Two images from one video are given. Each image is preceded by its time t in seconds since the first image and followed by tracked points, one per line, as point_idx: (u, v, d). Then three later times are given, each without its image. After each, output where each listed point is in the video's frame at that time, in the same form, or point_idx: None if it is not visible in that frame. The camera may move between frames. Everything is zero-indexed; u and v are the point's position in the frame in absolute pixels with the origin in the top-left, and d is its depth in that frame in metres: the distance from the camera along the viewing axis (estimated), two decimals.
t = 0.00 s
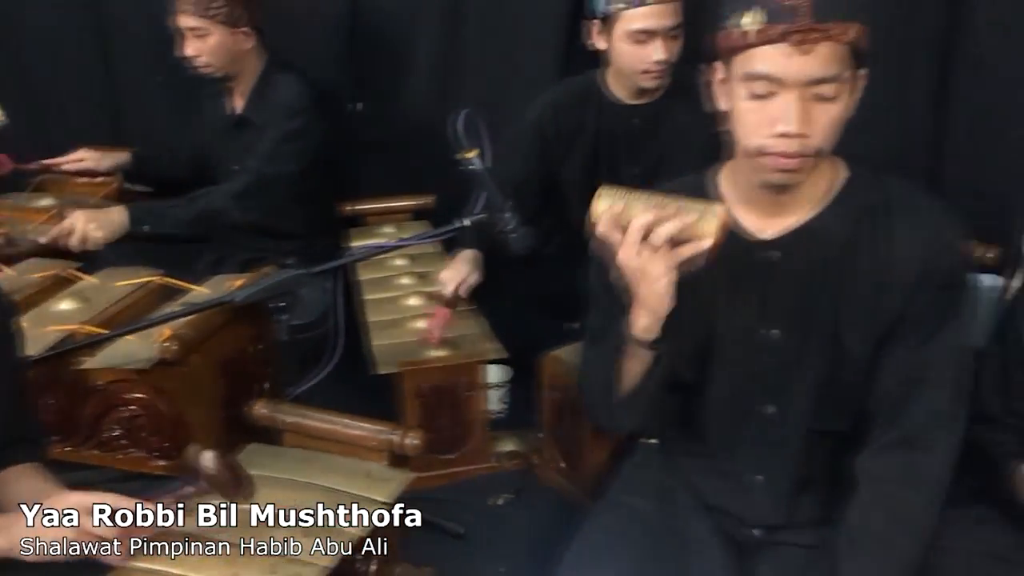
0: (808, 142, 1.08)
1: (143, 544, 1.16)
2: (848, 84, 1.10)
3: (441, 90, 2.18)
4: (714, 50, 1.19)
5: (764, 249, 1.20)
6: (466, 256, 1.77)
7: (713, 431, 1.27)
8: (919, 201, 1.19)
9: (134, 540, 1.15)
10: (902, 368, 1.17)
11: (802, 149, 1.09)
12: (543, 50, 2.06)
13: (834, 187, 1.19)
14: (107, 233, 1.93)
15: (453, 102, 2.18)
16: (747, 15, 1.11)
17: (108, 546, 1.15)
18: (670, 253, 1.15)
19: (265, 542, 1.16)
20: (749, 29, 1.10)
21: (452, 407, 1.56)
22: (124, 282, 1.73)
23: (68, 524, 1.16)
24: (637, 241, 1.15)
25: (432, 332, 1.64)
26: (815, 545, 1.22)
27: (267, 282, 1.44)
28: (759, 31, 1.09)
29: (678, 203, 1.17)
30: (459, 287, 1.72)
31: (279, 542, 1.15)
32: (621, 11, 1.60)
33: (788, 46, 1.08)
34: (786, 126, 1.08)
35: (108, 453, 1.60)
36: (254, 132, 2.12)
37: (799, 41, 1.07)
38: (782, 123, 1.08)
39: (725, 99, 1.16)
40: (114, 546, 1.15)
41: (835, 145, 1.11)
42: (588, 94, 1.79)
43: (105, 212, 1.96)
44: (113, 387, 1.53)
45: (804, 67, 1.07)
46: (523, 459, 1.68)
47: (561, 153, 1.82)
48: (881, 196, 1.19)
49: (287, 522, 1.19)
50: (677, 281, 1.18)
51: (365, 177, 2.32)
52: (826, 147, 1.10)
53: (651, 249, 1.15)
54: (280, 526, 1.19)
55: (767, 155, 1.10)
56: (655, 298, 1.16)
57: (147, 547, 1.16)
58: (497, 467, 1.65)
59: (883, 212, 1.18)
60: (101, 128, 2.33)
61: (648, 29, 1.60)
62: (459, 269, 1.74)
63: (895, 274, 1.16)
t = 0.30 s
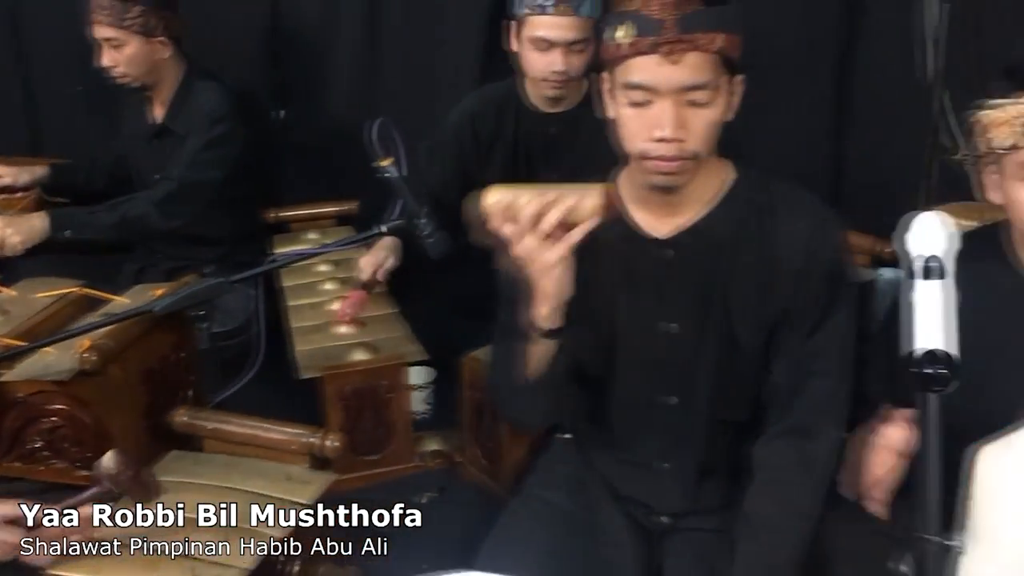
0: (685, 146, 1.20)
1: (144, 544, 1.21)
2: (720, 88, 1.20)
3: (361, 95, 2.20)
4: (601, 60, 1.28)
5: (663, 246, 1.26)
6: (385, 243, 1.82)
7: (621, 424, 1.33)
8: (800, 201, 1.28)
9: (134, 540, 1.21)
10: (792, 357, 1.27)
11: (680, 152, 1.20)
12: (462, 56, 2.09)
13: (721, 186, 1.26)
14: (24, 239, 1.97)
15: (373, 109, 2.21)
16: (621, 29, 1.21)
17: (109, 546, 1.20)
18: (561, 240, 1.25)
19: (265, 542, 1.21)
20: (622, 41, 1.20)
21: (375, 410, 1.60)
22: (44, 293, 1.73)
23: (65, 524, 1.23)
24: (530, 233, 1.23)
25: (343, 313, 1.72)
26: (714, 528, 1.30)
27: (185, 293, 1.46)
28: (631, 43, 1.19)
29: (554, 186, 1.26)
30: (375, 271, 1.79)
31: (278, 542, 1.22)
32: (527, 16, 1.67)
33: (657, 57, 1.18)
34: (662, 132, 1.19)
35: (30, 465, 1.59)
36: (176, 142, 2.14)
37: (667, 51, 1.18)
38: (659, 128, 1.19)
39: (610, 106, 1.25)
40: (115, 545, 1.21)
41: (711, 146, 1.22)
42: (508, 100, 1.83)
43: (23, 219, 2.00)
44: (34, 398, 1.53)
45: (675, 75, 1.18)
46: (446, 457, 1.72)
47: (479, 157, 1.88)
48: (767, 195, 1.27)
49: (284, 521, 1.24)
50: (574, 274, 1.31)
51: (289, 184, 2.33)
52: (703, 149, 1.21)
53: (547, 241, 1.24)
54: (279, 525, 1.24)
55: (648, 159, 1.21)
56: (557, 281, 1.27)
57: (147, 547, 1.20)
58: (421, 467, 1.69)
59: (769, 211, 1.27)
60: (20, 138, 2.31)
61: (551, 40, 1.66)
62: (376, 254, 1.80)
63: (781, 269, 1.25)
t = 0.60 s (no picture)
0: (594, 156, 1.26)
1: (144, 543, 1.27)
2: (625, 102, 1.28)
3: (294, 103, 2.23)
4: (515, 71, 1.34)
5: (579, 250, 1.33)
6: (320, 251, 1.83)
7: (545, 420, 1.39)
8: (710, 204, 1.35)
9: (135, 540, 1.28)
10: (704, 354, 1.34)
11: (590, 162, 1.26)
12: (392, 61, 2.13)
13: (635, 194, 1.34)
14: None
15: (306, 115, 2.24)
16: (530, 45, 1.29)
17: (109, 546, 1.27)
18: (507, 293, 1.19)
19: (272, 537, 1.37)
20: (532, 57, 1.28)
21: (311, 412, 1.63)
22: None
23: (67, 525, 1.31)
24: (479, 282, 1.19)
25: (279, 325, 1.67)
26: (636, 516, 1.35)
27: (119, 302, 1.47)
28: (540, 59, 1.27)
29: (515, 246, 1.18)
30: (310, 280, 1.77)
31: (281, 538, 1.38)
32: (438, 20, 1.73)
33: (565, 73, 1.26)
34: (572, 143, 1.26)
35: None
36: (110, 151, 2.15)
37: (574, 67, 1.26)
38: (569, 140, 1.26)
39: (524, 120, 1.33)
40: (114, 546, 1.28)
41: (620, 155, 1.29)
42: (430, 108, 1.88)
43: None
44: None
45: (583, 90, 1.26)
46: (382, 457, 1.76)
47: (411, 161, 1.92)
48: (676, 199, 1.35)
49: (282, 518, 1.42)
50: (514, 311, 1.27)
51: (225, 192, 2.35)
52: (613, 158, 1.28)
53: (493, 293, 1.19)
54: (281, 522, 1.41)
55: (561, 170, 1.28)
56: (495, 322, 1.23)
57: (148, 546, 1.27)
58: (357, 467, 1.73)
59: (678, 214, 1.34)
60: None
61: (452, 46, 1.71)
62: (310, 263, 1.81)
63: (691, 270, 1.32)
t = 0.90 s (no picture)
0: (513, 162, 1.31)
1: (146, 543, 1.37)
2: (542, 110, 1.33)
3: (229, 111, 2.25)
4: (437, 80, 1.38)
5: (500, 251, 1.38)
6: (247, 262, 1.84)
7: (473, 417, 1.43)
8: (625, 206, 1.41)
9: (136, 540, 1.37)
10: (622, 351, 1.39)
11: (509, 168, 1.31)
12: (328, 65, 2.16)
13: (555, 196, 1.39)
14: None
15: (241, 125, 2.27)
16: (452, 55, 1.33)
17: (110, 545, 1.36)
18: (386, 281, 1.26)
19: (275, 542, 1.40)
20: (454, 67, 1.32)
21: (246, 417, 1.67)
22: None
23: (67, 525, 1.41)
24: (357, 277, 1.25)
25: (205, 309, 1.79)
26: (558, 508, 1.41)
27: (50, 312, 1.50)
28: (462, 69, 1.31)
29: (382, 233, 1.23)
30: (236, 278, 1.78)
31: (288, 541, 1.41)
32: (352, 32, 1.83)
33: (486, 82, 1.30)
34: (493, 149, 1.30)
35: None
36: (48, 162, 2.18)
37: (495, 76, 1.30)
38: (489, 147, 1.30)
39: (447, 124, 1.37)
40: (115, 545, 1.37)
41: (538, 160, 1.34)
42: (363, 114, 1.93)
43: None
44: None
45: (501, 98, 1.30)
46: (319, 460, 1.81)
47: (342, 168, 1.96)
48: (594, 202, 1.40)
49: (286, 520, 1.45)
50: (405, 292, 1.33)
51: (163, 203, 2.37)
52: (532, 164, 1.33)
53: (376, 283, 1.26)
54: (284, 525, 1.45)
55: (481, 174, 1.32)
56: (389, 310, 1.30)
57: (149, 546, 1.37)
58: (294, 470, 1.76)
59: (596, 216, 1.39)
60: None
61: (366, 54, 1.81)
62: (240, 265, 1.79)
63: (607, 270, 1.38)
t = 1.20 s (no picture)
0: (451, 175, 1.35)
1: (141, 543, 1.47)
2: (481, 126, 1.37)
3: (172, 120, 2.27)
4: (379, 93, 1.42)
5: (436, 260, 1.42)
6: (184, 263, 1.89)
7: (410, 421, 1.47)
8: (555, 216, 1.46)
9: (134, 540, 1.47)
10: (553, 354, 1.44)
11: (446, 181, 1.35)
12: (270, 73, 2.18)
13: (487, 208, 1.44)
14: None
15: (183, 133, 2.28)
16: (396, 70, 1.37)
17: (109, 546, 1.43)
18: (355, 333, 1.25)
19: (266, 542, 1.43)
20: (398, 82, 1.36)
21: (188, 424, 1.69)
22: None
23: (67, 524, 1.47)
24: (330, 324, 1.24)
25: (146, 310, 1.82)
26: (493, 508, 1.46)
27: None
28: (405, 83, 1.35)
29: (360, 285, 1.24)
30: (178, 277, 1.85)
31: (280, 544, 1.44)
32: (287, 47, 1.85)
33: (428, 97, 1.34)
34: (432, 162, 1.34)
35: None
36: None
37: (437, 93, 1.34)
38: (428, 160, 1.34)
39: (388, 136, 1.41)
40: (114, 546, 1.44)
41: (475, 174, 1.38)
42: (305, 125, 1.96)
43: None
44: None
45: (441, 114, 1.34)
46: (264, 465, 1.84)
47: (282, 179, 1.99)
48: (525, 212, 1.45)
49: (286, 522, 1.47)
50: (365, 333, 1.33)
51: (104, 212, 2.37)
52: (468, 177, 1.37)
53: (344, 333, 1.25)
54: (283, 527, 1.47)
55: (420, 186, 1.35)
56: (345, 348, 1.27)
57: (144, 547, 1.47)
58: (238, 475, 1.78)
59: (527, 227, 1.44)
60: None
61: (309, 66, 1.84)
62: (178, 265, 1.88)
63: (539, 278, 1.43)
